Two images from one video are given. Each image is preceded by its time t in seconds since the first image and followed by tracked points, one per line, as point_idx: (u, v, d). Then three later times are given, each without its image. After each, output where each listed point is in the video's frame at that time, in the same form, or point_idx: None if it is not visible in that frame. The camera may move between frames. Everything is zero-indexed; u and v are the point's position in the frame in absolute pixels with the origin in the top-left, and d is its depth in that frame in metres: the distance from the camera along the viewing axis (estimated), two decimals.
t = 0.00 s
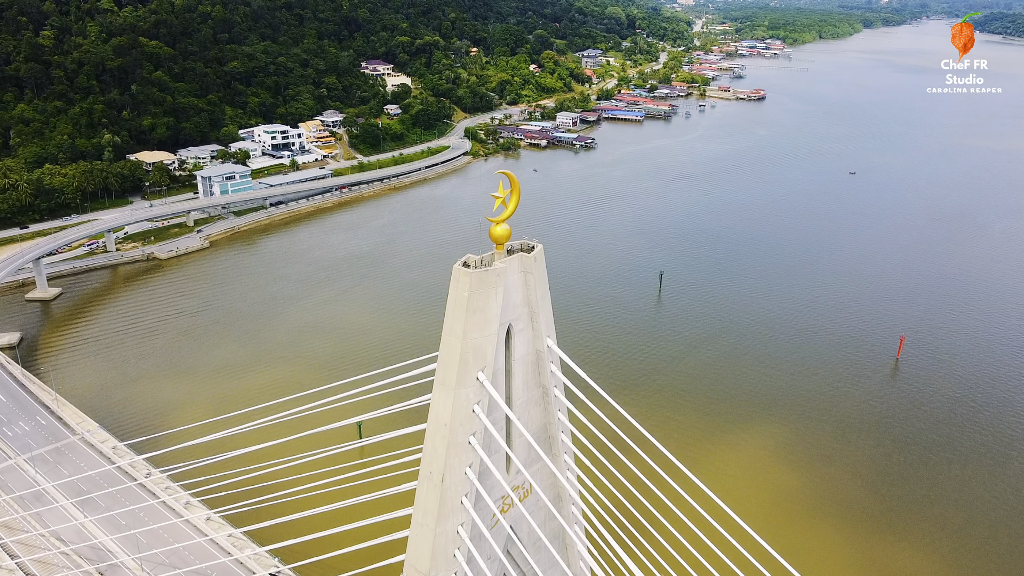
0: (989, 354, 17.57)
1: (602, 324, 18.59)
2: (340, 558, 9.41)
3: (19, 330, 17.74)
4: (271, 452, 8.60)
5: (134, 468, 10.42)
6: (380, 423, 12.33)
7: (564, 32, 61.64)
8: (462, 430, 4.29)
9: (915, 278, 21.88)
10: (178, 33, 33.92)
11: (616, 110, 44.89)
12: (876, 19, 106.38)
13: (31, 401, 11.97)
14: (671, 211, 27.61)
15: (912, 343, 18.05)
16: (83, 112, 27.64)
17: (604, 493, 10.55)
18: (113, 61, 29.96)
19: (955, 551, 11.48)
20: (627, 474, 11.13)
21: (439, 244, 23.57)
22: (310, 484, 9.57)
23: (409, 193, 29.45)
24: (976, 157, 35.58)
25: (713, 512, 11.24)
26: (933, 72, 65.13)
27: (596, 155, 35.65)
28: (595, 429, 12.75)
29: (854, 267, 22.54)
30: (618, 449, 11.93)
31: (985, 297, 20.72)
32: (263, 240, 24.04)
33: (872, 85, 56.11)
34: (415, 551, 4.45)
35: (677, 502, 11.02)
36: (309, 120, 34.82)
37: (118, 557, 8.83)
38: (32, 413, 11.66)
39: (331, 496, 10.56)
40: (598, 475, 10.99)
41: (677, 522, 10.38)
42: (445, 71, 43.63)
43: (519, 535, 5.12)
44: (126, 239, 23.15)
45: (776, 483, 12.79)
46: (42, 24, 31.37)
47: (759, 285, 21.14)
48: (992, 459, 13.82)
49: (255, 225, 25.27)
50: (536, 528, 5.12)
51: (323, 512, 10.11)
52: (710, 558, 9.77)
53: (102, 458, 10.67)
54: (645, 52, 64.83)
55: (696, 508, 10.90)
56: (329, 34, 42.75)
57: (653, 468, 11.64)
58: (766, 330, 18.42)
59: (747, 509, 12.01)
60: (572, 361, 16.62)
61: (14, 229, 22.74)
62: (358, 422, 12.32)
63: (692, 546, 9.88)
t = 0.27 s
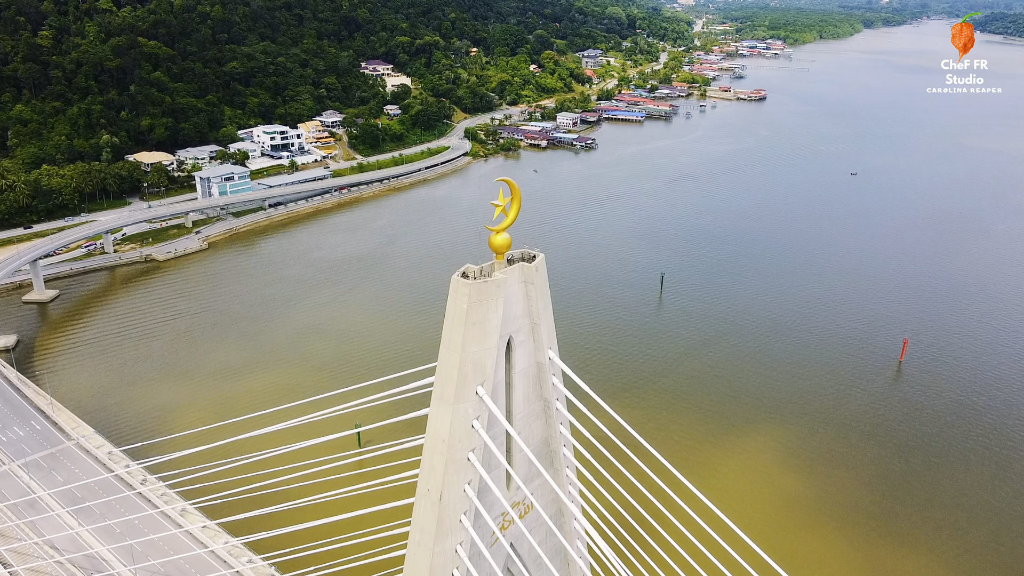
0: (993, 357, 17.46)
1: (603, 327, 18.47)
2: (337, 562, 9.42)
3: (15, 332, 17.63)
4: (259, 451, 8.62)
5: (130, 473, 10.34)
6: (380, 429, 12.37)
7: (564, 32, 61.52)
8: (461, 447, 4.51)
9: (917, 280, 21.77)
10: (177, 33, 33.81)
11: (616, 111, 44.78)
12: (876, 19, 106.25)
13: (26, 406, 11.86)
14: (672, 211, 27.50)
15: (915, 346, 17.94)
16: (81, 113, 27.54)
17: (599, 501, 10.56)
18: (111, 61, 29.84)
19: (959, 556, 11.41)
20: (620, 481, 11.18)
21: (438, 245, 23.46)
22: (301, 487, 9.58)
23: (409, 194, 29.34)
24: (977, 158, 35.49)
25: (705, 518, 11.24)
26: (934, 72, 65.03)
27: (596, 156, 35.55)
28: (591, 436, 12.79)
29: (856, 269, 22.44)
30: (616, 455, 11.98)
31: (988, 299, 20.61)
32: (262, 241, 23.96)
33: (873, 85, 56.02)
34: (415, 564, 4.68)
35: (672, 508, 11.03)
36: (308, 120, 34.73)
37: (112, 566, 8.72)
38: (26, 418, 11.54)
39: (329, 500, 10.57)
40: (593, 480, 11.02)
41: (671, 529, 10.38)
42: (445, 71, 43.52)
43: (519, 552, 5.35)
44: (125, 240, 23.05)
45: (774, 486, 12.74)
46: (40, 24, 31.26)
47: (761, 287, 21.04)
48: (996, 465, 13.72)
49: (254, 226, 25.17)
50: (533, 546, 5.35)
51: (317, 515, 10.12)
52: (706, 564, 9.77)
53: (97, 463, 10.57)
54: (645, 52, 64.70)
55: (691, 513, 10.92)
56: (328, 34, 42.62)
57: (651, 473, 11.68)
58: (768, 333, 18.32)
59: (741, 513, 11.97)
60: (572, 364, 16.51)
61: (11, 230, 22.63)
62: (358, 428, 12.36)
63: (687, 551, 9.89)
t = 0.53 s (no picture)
0: (998, 360, 17.28)
1: (604, 329, 18.32)
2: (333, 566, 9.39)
3: (12, 335, 17.49)
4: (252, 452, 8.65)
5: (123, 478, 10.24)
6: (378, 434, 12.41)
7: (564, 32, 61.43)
8: (460, 465, 4.62)
9: (920, 282, 21.62)
10: (176, 33, 33.70)
11: (617, 111, 44.65)
12: (877, 19, 106.22)
13: (19, 411, 11.78)
14: (673, 213, 27.37)
15: (918, 349, 17.77)
16: (79, 113, 27.41)
17: (595, 507, 10.57)
18: (110, 61, 29.70)
19: (966, 563, 11.26)
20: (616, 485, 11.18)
21: (438, 247, 23.30)
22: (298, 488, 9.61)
23: (409, 195, 29.21)
24: (979, 159, 35.35)
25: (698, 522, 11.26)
26: (934, 72, 64.94)
27: (597, 157, 35.44)
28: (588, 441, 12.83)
29: (858, 271, 22.30)
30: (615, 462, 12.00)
31: (992, 301, 20.44)
32: (261, 243, 23.83)
33: (873, 85, 55.95)
34: None
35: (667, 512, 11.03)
36: (308, 121, 34.63)
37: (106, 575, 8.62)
38: (21, 424, 11.47)
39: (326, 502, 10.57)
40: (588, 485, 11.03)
41: (666, 531, 10.41)
42: (445, 71, 43.40)
43: (520, 569, 5.51)
44: (122, 242, 22.92)
45: (773, 487, 12.74)
46: (38, 24, 31.15)
47: (762, 288, 20.92)
48: (1002, 471, 13.55)
49: (253, 227, 25.06)
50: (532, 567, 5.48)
51: (311, 516, 10.14)
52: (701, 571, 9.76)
53: (91, 468, 10.49)
54: (646, 52, 64.59)
55: (688, 517, 10.91)
56: (328, 34, 42.50)
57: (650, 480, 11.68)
58: (769, 335, 18.19)
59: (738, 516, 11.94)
60: (573, 366, 16.40)
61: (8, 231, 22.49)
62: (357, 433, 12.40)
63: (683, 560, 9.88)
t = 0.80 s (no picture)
0: (1002, 364, 17.13)
1: (604, 332, 18.18)
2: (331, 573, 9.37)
3: (8, 338, 17.38)
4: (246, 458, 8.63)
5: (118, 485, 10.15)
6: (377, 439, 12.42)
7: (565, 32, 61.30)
8: (458, 484, 4.70)
9: (923, 284, 21.47)
10: (175, 34, 33.58)
11: (617, 111, 44.51)
12: (878, 19, 106.13)
13: (15, 416, 11.71)
14: (674, 214, 27.24)
15: (922, 352, 17.62)
16: (77, 114, 27.30)
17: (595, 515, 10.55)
18: (108, 61, 29.59)
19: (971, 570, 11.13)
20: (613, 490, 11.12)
21: (437, 249, 23.17)
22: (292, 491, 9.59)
23: (408, 196, 29.08)
24: (981, 160, 35.20)
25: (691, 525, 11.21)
26: (935, 73, 64.78)
27: (597, 157, 35.32)
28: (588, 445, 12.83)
29: (861, 273, 22.16)
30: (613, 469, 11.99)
31: (995, 303, 20.29)
32: (260, 244, 23.70)
33: (874, 86, 55.86)
34: None
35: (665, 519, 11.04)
36: (307, 121, 34.51)
37: None
38: (16, 429, 11.41)
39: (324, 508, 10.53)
40: (585, 489, 11.00)
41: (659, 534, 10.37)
42: (446, 71, 43.28)
43: None
44: (120, 244, 22.79)
45: (773, 490, 12.71)
46: (37, 24, 31.03)
47: (764, 290, 20.78)
48: (1007, 477, 13.41)
49: (252, 228, 24.93)
50: None
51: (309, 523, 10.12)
52: None
53: (86, 474, 10.40)
54: (647, 53, 64.47)
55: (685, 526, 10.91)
56: (328, 34, 42.39)
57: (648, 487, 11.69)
58: (771, 338, 18.05)
59: (736, 518, 11.88)
60: (574, 369, 16.27)
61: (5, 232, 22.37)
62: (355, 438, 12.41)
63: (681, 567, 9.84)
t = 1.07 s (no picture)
0: (1006, 367, 16.98)
1: (605, 334, 18.04)
2: None
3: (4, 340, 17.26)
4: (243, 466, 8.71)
5: (114, 492, 10.06)
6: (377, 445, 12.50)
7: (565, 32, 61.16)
8: (456, 504, 4.91)
9: (926, 286, 21.33)
10: (174, 34, 33.47)
11: (618, 112, 44.37)
12: (879, 20, 106.05)
13: (9, 421, 11.63)
14: (675, 215, 27.11)
15: (925, 356, 17.47)
16: (75, 114, 27.19)
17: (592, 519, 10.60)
18: (107, 61, 29.48)
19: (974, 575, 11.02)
20: (608, 495, 11.16)
21: (437, 250, 23.05)
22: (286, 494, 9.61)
23: (408, 197, 28.95)
24: (983, 161, 35.06)
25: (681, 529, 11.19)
26: (936, 73, 64.64)
27: (598, 158, 35.20)
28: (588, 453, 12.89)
29: (863, 276, 22.03)
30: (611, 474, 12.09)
31: (999, 306, 20.14)
32: (259, 245, 23.60)
33: (875, 86, 55.75)
34: None
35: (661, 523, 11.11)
36: (306, 122, 34.41)
37: None
38: (10, 434, 11.34)
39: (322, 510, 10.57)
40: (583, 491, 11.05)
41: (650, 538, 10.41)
42: (446, 72, 43.16)
43: None
44: (118, 245, 22.67)
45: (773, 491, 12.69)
46: (35, 24, 30.93)
47: (766, 293, 20.65)
48: (1012, 482, 13.27)
49: (250, 229, 24.80)
50: None
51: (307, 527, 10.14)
52: None
53: (81, 481, 10.32)
54: (647, 53, 64.35)
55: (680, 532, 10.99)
56: (327, 34, 42.27)
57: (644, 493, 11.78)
58: (773, 340, 17.93)
59: (734, 518, 11.86)
60: (575, 372, 16.18)
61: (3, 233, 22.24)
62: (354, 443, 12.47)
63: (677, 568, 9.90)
